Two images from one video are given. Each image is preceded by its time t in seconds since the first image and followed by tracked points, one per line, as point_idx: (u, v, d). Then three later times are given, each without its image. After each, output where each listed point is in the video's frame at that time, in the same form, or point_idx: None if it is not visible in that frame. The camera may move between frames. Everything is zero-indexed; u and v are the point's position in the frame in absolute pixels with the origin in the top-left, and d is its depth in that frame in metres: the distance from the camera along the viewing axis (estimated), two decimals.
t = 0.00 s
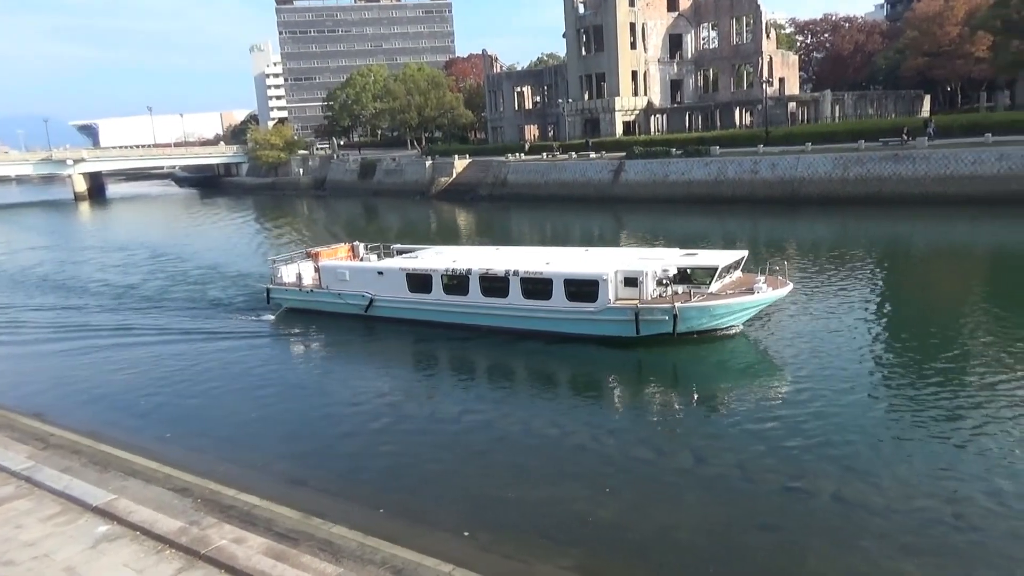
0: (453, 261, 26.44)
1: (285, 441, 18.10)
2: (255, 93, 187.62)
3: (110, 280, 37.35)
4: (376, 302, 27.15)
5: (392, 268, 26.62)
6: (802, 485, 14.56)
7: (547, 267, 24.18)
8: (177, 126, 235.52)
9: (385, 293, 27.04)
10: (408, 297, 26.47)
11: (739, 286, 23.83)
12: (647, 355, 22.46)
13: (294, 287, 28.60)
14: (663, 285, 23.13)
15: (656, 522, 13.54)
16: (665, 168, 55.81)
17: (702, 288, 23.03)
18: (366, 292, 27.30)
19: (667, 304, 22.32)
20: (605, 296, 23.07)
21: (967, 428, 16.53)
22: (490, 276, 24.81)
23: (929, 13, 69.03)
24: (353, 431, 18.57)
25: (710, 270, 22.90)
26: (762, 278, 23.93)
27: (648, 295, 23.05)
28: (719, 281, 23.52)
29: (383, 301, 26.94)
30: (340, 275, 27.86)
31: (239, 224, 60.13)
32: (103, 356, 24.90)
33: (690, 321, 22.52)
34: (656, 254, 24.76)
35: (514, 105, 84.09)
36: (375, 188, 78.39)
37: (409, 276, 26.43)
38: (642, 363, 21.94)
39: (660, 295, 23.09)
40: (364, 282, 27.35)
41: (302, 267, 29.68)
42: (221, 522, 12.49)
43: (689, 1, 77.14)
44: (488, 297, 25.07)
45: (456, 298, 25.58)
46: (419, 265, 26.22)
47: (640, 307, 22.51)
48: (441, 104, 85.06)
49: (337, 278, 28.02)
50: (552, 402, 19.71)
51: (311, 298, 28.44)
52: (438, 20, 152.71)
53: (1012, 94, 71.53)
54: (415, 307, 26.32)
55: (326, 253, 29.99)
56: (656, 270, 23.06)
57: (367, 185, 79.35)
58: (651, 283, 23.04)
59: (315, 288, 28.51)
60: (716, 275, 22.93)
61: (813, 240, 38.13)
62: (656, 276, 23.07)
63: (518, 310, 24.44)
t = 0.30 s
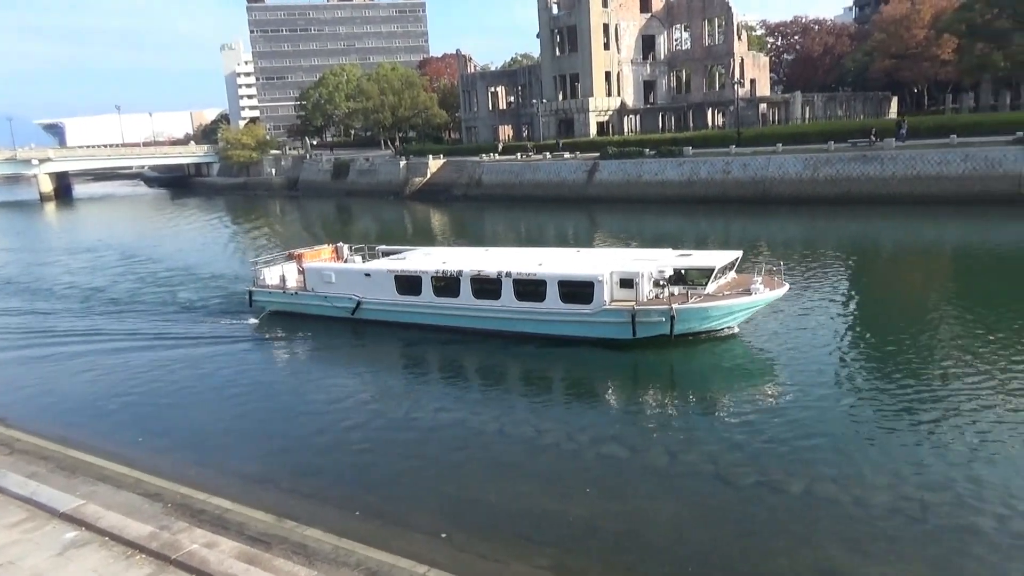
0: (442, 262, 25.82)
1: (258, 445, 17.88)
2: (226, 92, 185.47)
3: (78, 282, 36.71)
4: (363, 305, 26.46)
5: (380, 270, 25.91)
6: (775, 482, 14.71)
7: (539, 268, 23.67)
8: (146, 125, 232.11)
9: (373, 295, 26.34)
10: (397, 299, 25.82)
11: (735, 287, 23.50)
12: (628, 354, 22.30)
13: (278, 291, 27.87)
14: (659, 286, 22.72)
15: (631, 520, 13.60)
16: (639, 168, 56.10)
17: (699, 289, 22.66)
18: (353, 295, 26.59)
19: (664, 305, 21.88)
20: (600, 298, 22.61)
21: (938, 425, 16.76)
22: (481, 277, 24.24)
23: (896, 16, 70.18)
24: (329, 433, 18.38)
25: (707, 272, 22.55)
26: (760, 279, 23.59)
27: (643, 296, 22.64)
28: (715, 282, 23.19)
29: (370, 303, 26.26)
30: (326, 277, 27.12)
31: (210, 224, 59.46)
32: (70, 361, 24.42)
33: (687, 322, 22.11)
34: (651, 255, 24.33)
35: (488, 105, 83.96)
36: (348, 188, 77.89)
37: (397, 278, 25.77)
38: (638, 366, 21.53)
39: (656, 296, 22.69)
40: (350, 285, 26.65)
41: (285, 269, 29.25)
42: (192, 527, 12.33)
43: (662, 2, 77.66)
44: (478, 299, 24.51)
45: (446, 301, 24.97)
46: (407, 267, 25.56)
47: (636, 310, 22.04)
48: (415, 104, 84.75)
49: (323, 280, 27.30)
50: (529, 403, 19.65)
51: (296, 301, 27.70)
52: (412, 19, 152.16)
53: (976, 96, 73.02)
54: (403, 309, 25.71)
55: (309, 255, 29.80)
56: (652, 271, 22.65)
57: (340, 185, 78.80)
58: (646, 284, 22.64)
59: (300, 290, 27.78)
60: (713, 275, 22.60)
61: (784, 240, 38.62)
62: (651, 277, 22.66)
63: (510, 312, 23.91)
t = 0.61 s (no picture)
0: (433, 265, 25.37)
1: (230, 450, 17.68)
2: (197, 93, 183.16)
3: (45, 287, 36.02)
4: (351, 309, 26.06)
5: (369, 272, 25.50)
6: (746, 479, 14.88)
7: (533, 271, 23.29)
8: (114, 126, 228.64)
9: (362, 299, 25.93)
10: (389, 303, 25.36)
11: (733, 289, 23.24)
12: (607, 356, 22.31)
13: (263, 295, 27.39)
14: (657, 288, 22.43)
15: (605, 520, 13.66)
16: (613, 170, 56.41)
17: (697, 291, 22.37)
18: (340, 299, 26.20)
19: (662, 308, 21.57)
20: (597, 301, 22.27)
21: (910, 421, 17.04)
22: (473, 280, 23.90)
23: (864, 20, 71.36)
24: (305, 437, 18.21)
25: (705, 274, 22.27)
26: (758, 280, 23.36)
27: (641, 298, 22.33)
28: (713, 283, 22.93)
29: (359, 307, 25.84)
30: (313, 281, 26.80)
31: (181, 227, 58.75)
32: (37, 368, 23.94)
33: (686, 325, 21.79)
34: (647, 256, 24.00)
35: (463, 106, 83.77)
36: (322, 189, 77.35)
37: (388, 280, 25.32)
38: (637, 371, 21.28)
39: (653, 298, 22.39)
40: (338, 288, 26.28)
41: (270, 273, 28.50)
42: (163, 534, 12.16)
43: (635, 5, 78.15)
44: (470, 302, 24.12)
45: (439, 304, 24.55)
46: (398, 270, 25.14)
47: (634, 312, 21.72)
48: (389, 105, 84.42)
49: (310, 284, 26.95)
50: (508, 405, 19.60)
51: (280, 305, 27.23)
52: (386, 20, 151.71)
53: (942, 99, 74.40)
54: (393, 313, 25.28)
55: (294, 258, 28.94)
56: (650, 273, 22.32)
57: (314, 187, 78.22)
58: (644, 286, 22.31)
59: (284, 295, 27.29)
60: (710, 278, 22.31)
61: (755, 240, 39.10)
62: (649, 279, 22.33)
63: (504, 315, 23.53)
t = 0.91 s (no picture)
0: (426, 267, 25.05)
1: (205, 455, 17.46)
2: (168, 94, 180.83)
3: (14, 291, 35.28)
4: (342, 312, 25.63)
5: (361, 276, 25.08)
6: (721, 478, 15.02)
7: (529, 273, 23.06)
8: (83, 127, 224.85)
9: (353, 302, 25.50)
10: (382, 306, 24.95)
11: (732, 291, 23.23)
12: (589, 358, 22.31)
13: (249, 299, 26.84)
14: (657, 290, 22.34)
15: (582, 520, 13.70)
16: (589, 171, 56.65)
17: (697, 293, 22.36)
18: (330, 303, 25.74)
19: (662, 310, 21.48)
20: (595, 303, 22.11)
21: (883, 419, 17.32)
22: (468, 283, 23.62)
23: (836, 24, 72.43)
24: (282, 441, 18.04)
25: (704, 276, 22.26)
26: (756, 283, 23.36)
27: (640, 301, 22.21)
28: (711, 286, 22.91)
29: (350, 310, 25.44)
30: (302, 284, 26.27)
31: (152, 229, 57.93)
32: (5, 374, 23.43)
33: (686, 327, 21.74)
34: (644, 258, 23.93)
35: (439, 107, 83.56)
36: (297, 191, 76.69)
37: (380, 284, 24.95)
38: (637, 373, 21.12)
39: (653, 301, 22.30)
40: (328, 292, 25.81)
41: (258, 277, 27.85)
42: (135, 540, 11.99)
43: (610, 7, 78.51)
44: (465, 305, 23.83)
45: (433, 307, 24.21)
46: (391, 273, 24.75)
47: (634, 315, 21.61)
48: (364, 107, 84.02)
49: (298, 287, 26.43)
50: (487, 407, 19.56)
51: (267, 309, 26.71)
52: (361, 21, 151.19)
53: (910, 102, 75.70)
54: (386, 317, 24.91)
55: (280, 261, 28.41)
56: (649, 276, 22.24)
57: (288, 188, 77.59)
58: (643, 289, 22.22)
59: (271, 298, 26.78)
60: (710, 280, 22.28)
61: (730, 241, 39.46)
62: (648, 282, 22.24)
63: (500, 319, 23.26)
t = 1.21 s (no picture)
0: (418, 270, 24.68)
1: (178, 460, 17.20)
2: (139, 94, 178.28)
3: None
4: (331, 316, 25.06)
5: (351, 279, 24.58)
6: (696, 478, 15.12)
7: (525, 276, 22.77)
8: (51, 128, 220.80)
9: (344, 306, 24.96)
10: (374, 310, 24.46)
11: (731, 294, 23.10)
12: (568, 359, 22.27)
13: (234, 304, 26.21)
14: (656, 292, 22.11)
15: (560, 522, 13.68)
16: (564, 173, 56.74)
17: (697, 296, 22.32)
18: (319, 306, 25.14)
19: (662, 313, 21.26)
20: (593, 307, 21.84)
21: (856, 418, 17.52)
22: (462, 286, 23.22)
23: (807, 28, 73.40)
24: (257, 446, 17.83)
25: (703, 278, 22.19)
26: (755, 285, 23.25)
27: (638, 303, 21.97)
28: (710, 288, 22.79)
29: (340, 314, 24.88)
30: (290, 288, 25.55)
31: (122, 231, 56.97)
32: None
33: (686, 330, 21.60)
34: (640, 261, 23.75)
35: (414, 109, 83.21)
36: (271, 193, 75.91)
37: (372, 287, 24.47)
38: (637, 376, 20.85)
39: (651, 303, 22.06)
40: (317, 296, 25.24)
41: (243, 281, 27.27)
42: (104, 547, 11.78)
43: (585, 10, 78.73)
44: (459, 309, 23.46)
45: (427, 311, 23.81)
46: (382, 276, 24.30)
47: (633, 318, 21.36)
48: (339, 107, 83.48)
49: (285, 291, 25.79)
50: (465, 410, 19.45)
51: (253, 314, 26.08)
52: (335, 22, 150.46)
53: (879, 105, 76.91)
54: (377, 321, 24.42)
55: (265, 263, 27.96)
56: (648, 278, 22.03)
57: (262, 190, 76.81)
58: (642, 291, 21.98)
59: (258, 303, 26.16)
60: (708, 282, 22.22)
61: (704, 243, 39.71)
62: (647, 285, 22.01)
63: (495, 322, 22.89)
